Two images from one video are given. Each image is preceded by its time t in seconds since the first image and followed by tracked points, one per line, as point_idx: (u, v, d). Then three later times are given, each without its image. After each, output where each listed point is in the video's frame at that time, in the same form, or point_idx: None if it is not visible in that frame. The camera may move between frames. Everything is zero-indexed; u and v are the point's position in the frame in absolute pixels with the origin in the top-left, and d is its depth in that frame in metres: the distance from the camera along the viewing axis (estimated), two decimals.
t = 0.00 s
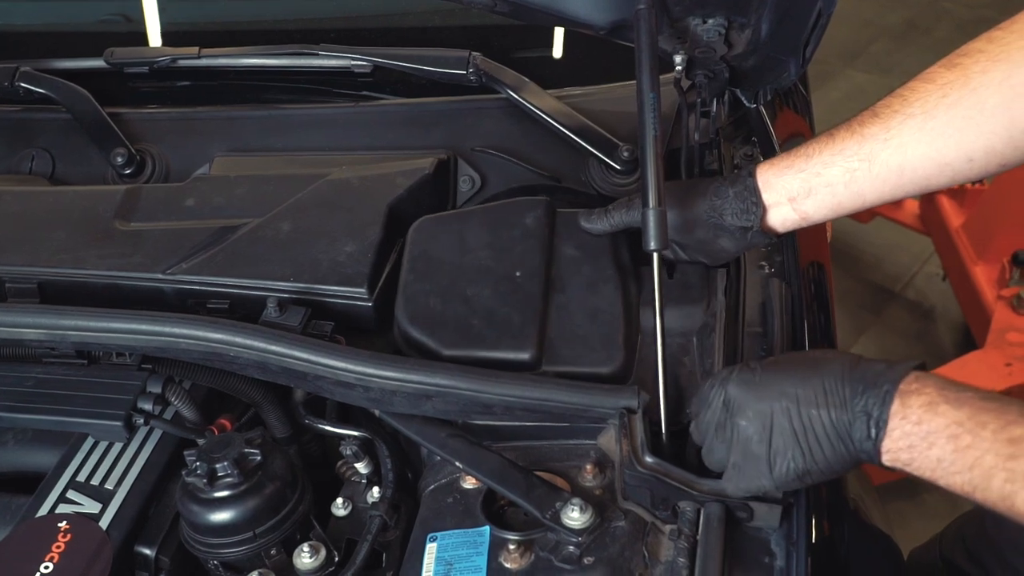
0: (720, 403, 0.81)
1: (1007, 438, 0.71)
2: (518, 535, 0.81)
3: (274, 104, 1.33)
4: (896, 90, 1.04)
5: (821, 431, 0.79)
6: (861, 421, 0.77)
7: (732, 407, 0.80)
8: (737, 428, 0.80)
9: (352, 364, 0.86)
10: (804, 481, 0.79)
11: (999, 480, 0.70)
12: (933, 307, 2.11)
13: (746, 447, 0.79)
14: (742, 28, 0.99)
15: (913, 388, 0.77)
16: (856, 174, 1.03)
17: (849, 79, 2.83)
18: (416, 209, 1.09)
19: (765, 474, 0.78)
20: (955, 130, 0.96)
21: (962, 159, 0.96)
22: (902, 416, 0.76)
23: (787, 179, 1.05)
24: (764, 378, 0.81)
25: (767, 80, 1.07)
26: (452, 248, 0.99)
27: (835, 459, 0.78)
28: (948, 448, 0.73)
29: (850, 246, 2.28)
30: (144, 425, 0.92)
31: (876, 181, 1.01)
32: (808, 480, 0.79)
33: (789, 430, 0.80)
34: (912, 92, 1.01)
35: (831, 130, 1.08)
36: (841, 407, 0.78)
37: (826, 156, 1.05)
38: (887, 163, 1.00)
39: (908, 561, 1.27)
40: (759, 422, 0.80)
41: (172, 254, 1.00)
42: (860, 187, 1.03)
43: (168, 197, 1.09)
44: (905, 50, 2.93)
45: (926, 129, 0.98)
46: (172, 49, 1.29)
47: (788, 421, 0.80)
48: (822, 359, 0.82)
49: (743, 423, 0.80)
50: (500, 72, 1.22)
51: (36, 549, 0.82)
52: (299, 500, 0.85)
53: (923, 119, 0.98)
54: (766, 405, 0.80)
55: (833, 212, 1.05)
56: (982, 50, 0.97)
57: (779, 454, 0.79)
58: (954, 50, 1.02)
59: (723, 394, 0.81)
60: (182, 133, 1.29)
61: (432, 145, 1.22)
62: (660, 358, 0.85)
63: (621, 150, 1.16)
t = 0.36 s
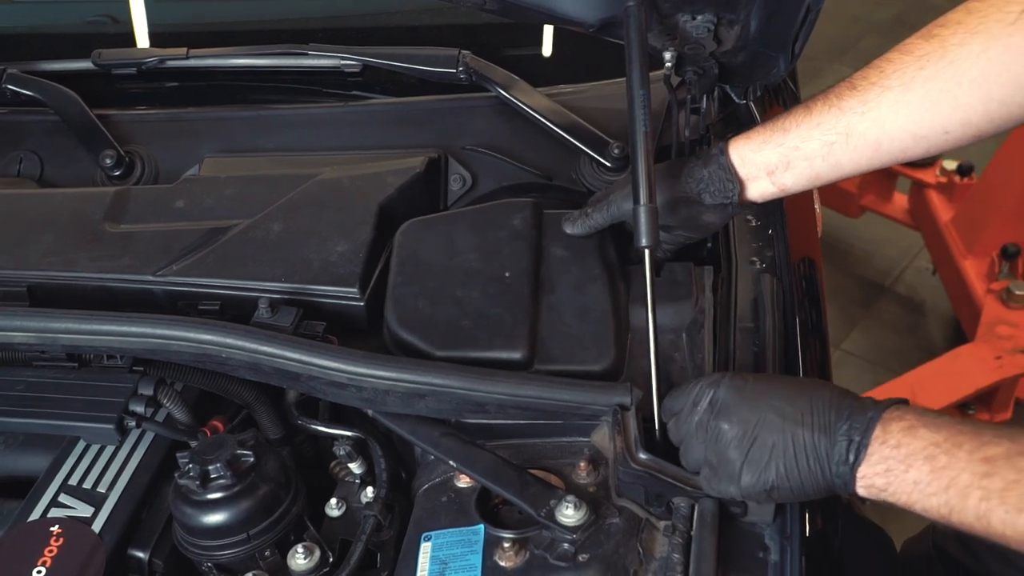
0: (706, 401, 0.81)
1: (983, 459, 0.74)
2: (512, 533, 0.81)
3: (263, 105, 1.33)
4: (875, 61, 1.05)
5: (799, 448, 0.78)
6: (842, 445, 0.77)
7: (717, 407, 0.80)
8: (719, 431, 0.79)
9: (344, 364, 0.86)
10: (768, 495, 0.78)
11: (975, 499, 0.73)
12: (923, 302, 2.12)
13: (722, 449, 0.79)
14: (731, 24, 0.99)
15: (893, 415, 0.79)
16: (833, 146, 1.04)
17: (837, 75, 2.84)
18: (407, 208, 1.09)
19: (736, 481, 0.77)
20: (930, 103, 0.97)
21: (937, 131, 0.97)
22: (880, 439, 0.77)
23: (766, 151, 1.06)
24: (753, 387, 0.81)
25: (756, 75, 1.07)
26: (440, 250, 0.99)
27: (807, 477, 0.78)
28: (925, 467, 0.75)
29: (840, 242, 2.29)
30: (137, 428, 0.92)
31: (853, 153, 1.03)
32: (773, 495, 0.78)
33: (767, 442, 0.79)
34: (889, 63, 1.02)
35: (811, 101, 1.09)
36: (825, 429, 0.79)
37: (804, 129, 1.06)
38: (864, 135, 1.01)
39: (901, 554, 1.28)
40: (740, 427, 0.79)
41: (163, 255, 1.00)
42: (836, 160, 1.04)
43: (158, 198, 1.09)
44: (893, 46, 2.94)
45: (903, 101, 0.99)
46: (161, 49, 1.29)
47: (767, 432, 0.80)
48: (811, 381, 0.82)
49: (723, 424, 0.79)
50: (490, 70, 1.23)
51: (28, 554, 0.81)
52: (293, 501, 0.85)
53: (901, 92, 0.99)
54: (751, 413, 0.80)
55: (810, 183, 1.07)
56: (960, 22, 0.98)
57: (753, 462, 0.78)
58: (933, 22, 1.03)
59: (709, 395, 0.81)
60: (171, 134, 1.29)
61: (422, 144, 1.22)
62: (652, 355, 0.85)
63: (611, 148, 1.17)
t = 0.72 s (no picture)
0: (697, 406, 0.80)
1: (975, 447, 0.73)
2: (506, 535, 0.81)
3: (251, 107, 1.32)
4: (879, 50, 1.07)
5: (788, 442, 0.78)
6: (831, 434, 0.78)
7: (708, 412, 0.79)
8: (708, 433, 0.79)
9: (335, 368, 0.86)
10: (764, 489, 0.78)
11: (968, 487, 0.72)
12: (910, 298, 2.13)
13: (716, 453, 0.78)
14: (719, 23, 0.99)
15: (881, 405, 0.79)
16: (839, 136, 1.06)
17: (823, 73, 2.85)
18: (397, 210, 1.08)
19: (733, 482, 0.77)
20: (937, 96, 1.00)
21: (942, 124, 1.01)
22: (872, 428, 0.77)
23: (773, 140, 1.08)
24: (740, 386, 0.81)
25: (744, 74, 1.07)
26: (432, 252, 0.99)
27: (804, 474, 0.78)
28: (920, 457, 0.74)
29: (828, 240, 2.30)
30: (126, 434, 0.91)
31: (857, 143, 1.06)
32: (770, 489, 0.78)
33: (758, 438, 0.79)
34: (895, 54, 1.04)
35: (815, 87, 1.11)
36: (813, 421, 0.79)
37: (811, 118, 1.08)
38: (871, 126, 1.04)
39: (895, 548, 1.30)
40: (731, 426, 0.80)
41: (151, 260, 0.99)
42: (840, 147, 1.07)
43: (145, 203, 1.08)
44: (878, 45, 2.96)
45: (909, 94, 1.01)
46: (146, 52, 1.28)
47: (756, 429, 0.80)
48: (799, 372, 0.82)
49: (715, 427, 0.79)
50: (479, 71, 1.23)
51: (18, 563, 0.81)
52: (285, 505, 0.84)
53: (908, 84, 1.01)
54: (739, 412, 0.80)
55: (813, 168, 1.10)
56: (966, 15, 0.99)
57: (746, 462, 0.78)
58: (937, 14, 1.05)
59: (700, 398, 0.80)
60: (158, 137, 1.28)
61: (412, 145, 1.21)
62: (644, 355, 0.85)
63: (600, 148, 1.17)
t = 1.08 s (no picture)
0: (733, 331, 0.89)
1: (941, 418, 0.76)
2: (504, 537, 0.81)
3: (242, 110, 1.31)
4: (920, 53, 1.12)
5: (790, 396, 0.85)
6: (826, 405, 0.83)
7: (740, 338, 0.88)
8: (723, 358, 0.87)
9: (330, 371, 0.85)
10: (743, 427, 0.85)
11: (925, 447, 0.74)
12: (901, 295, 2.14)
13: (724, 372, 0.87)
14: (711, 23, 0.99)
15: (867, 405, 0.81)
16: (886, 138, 1.12)
17: (811, 71, 2.86)
18: (390, 212, 1.08)
19: (722, 403, 0.86)
20: (976, 99, 1.06)
21: (986, 124, 1.07)
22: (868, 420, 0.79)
23: (822, 146, 1.13)
24: (784, 337, 0.89)
25: (736, 74, 1.08)
26: (428, 252, 0.98)
27: (781, 434, 0.83)
28: (890, 422, 0.78)
29: (818, 237, 2.31)
30: (120, 440, 0.90)
31: (905, 143, 1.11)
32: (747, 431, 0.85)
33: (766, 381, 0.87)
34: (939, 58, 1.10)
35: (858, 91, 1.15)
36: (819, 390, 0.84)
37: (859, 122, 1.12)
38: (912, 127, 1.10)
39: (895, 544, 1.34)
40: (751, 361, 0.87)
41: (143, 265, 0.99)
42: (882, 148, 1.13)
43: (137, 206, 1.07)
44: (866, 43, 2.96)
45: (953, 96, 1.07)
46: (135, 55, 1.27)
47: (769, 374, 0.87)
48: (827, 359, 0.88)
49: (738, 353, 0.87)
50: (470, 72, 1.22)
51: (12, 570, 0.81)
52: (280, 510, 0.84)
53: (953, 88, 1.07)
54: (766, 351, 0.88)
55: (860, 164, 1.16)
56: (1008, 20, 1.06)
57: (746, 394, 0.86)
58: (976, 17, 1.11)
59: (738, 328, 0.89)
60: (148, 141, 1.27)
61: (404, 147, 1.21)
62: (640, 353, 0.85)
63: (594, 148, 1.16)
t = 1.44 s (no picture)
0: (714, 350, 0.87)
1: (932, 414, 0.78)
2: (504, 538, 0.80)
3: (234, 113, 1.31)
4: (865, 34, 1.20)
5: (783, 410, 0.85)
6: (821, 417, 0.83)
7: (723, 357, 0.87)
8: (712, 383, 0.86)
9: (327, 373, 0.85)
10: (745, 449, 0.84)
11: (922, 445, 0.77)
12: (893, 291, 2.15)
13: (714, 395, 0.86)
14: (704, 22, 0.99)
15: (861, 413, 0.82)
16: (834, 117, 1.18)
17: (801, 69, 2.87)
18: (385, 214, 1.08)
19: (717, 428, 0.85)
20: (916, 75, 1.13)
21: (927, 100, 1.13)
22: (870, 427, 0.81)
23: (772, 125, 1.19)
24: (763, 350, 0.88)
25: (729, 73, 1.08)
26: (424, 250, 0.98)
27: (784, 454, 0.83)
28: (884, 426, 0.80)
29: (811, 235, 2.31)
30: (116, 445, 0.90)
31: (852, 120, 1.18)
32: (750, 452, 0.84)
33: (757, 397, 0.86)
34: (885, 36, 1.17)
35: (807, 72, 1.22)
36: (810, 401, 0.85)
37: (808, 101, 1.19)
38: (858, 104, 1.17)
39: (895, 543, 1.35)
40: (739, 379, 0.86)
41: (137, 269, 0.98)
42: (828, 124, 1.19)
43: (131, 211, 1.07)
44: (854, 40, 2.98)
45: (895, 72, 1.14)
46: (127, 59, 1.27)
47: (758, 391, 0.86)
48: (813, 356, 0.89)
49: (723, 375, 0.86)
50: (463, 73, 1.22)
51: None
52: (279, 514, 0.84)
53: (895, 63, 1.14)
54: (753, 367, 0.87)
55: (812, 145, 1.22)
56: None
57: (741, 414, 0.85)
58: None
59: (718, 345, 0.88)
60: (141, 145, 1.27)
61: (398, 148, 1.21)
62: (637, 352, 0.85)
63: (587, 148, 1.17)
